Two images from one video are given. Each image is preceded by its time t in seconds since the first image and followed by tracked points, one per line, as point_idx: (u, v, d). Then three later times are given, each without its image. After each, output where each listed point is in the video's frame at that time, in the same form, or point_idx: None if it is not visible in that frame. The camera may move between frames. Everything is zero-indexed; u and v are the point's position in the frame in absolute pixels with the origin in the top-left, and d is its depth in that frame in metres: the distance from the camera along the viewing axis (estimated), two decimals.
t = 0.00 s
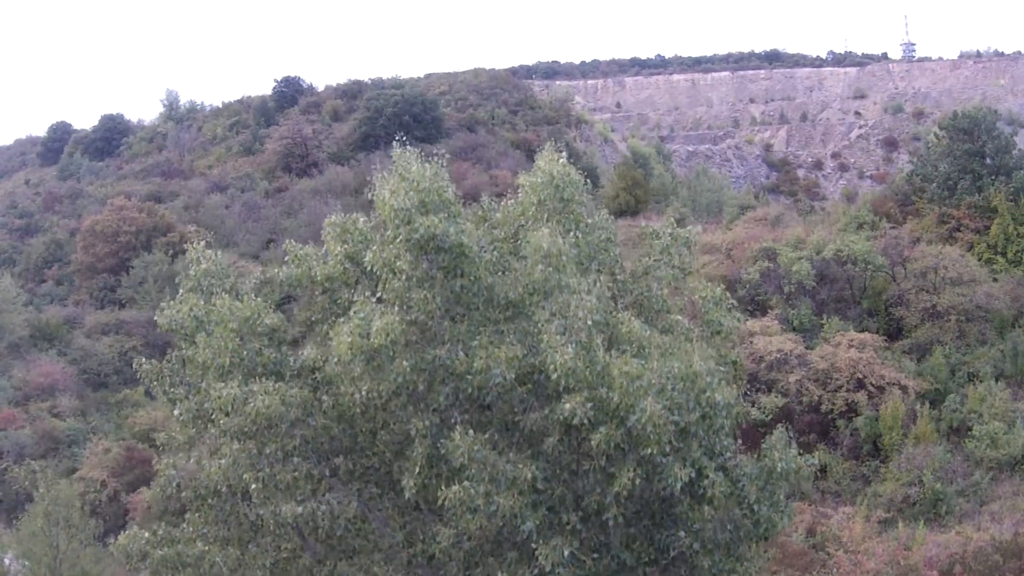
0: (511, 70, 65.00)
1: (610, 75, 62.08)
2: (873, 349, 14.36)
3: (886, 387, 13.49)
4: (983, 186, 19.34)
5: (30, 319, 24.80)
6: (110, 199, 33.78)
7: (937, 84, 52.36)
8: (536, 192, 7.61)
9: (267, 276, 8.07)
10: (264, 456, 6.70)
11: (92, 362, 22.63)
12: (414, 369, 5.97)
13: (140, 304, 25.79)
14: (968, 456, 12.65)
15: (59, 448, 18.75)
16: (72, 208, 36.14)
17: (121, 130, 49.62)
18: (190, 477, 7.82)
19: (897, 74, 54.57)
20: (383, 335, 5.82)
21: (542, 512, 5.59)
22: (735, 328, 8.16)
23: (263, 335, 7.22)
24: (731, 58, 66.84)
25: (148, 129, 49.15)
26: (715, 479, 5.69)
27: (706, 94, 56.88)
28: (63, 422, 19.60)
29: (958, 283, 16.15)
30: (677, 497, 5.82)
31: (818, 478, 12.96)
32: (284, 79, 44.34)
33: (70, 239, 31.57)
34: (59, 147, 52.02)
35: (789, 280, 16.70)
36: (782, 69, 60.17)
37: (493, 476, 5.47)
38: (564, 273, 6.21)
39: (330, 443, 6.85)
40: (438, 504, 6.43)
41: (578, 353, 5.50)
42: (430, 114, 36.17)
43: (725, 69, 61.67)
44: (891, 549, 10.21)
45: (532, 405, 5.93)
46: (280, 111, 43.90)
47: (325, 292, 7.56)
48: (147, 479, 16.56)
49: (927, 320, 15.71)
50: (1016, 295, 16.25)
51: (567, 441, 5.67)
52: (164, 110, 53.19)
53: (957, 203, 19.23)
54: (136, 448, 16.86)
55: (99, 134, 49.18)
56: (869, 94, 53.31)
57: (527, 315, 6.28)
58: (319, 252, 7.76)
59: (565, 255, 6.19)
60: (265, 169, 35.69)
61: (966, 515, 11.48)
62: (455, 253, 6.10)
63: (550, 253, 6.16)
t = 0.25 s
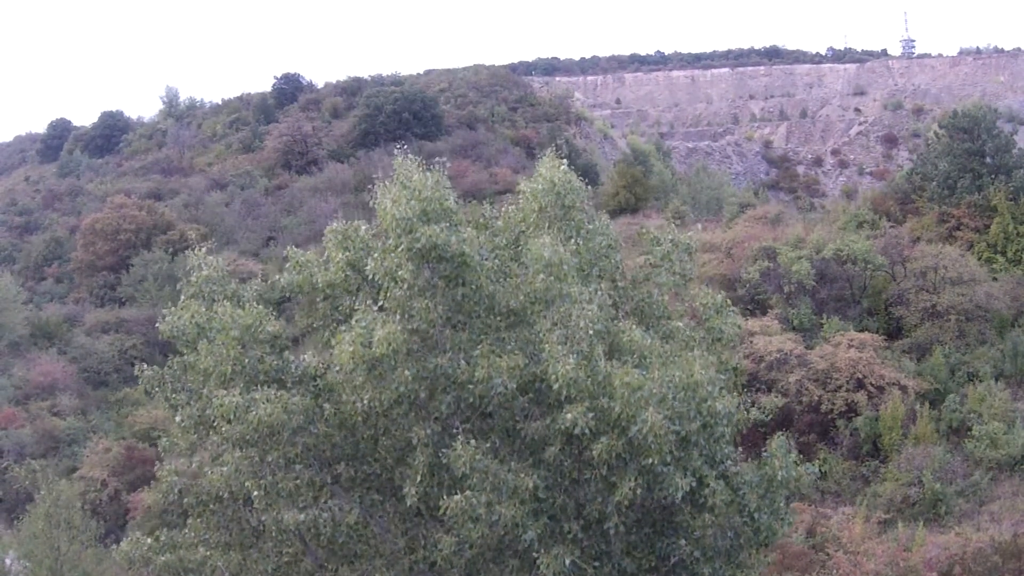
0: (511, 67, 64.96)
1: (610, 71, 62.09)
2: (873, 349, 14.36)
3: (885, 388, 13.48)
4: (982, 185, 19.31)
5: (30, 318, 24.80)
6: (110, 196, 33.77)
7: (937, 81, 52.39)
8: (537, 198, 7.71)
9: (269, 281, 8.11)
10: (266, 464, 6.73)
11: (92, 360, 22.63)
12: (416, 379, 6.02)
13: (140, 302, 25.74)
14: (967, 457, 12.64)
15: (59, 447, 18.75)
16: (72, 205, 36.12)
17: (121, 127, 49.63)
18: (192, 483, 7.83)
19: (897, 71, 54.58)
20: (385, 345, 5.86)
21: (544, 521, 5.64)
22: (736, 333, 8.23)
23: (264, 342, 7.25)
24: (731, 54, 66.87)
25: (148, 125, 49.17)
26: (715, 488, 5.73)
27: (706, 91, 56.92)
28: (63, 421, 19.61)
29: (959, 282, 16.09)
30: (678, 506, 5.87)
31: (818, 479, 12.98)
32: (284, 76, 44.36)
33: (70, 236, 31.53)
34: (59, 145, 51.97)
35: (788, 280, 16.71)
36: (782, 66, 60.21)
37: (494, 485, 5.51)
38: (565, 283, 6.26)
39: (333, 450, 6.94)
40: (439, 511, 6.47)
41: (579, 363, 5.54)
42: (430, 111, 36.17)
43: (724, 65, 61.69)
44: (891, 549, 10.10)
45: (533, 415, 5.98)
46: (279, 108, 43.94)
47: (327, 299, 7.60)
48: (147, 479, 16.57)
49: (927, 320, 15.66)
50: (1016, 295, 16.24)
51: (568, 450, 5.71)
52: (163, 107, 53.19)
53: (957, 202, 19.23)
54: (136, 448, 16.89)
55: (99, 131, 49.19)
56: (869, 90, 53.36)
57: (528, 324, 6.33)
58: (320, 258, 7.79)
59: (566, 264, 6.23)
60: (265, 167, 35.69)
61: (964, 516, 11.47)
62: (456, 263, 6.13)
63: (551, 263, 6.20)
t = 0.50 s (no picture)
0: (511, 62, 64.92)
1: (610, 66, 62.06)
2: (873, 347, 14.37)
3: (886, 385, 13.49)
4: (983, 183, 19.22)
5: (30, 315, 24.75)
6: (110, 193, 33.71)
7: (937, 76, 52.38)
8: (537, 201, 7.77)
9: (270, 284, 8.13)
10: (268, 469, 6.75)
11: (92, 357, 22.57)
12: (418, 385, 6.06)
13: (139, 299, 25.66)
14: (966, 455, 12.60)
15: (60, 445, 18.74)
16: (72, 201, 36.05)
17: (121, 122, 49.59)
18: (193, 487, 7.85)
19: (897, 66, 54.55)
20: (387, 351, 5.89)
21: (545, 528, 5.68)
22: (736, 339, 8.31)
23: (265, 346, 7.25)
24: (731, 49, 66.83)
25: (148, 121, 49.13)
26: (716, 494, 5.73)
27: (705, 86, 56.92)
28: (64, 418, 19.59)
29: (959, 280, 16.08)
30: (678, 512, 5.88)
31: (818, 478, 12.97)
32: (284, 72, 44.35)
33: (70, 233, 31.43)
34: (59, 140, 51.93)
35: (788, 278, 16.68)
36: (782, 60, 60.18)
37: (496, 491, 5.54)
38: (567, 288, 6.28)
39: (335, 455, 7.02)
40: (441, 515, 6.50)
41: (580, 370, 5.56)
42: (429, 106, 36.37)
43: (724, 60, 61.67)
44: (890, 549, 10.10)
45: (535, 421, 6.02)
46: (279, 103, 43.94)
47: (328, 303, 7.63)
48: (147, 477, 16.56)
49: (927, 318, 15.63)
50: (1016, 293, 16.22)
51: (569, 456, 5.75)
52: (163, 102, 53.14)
53: (957, 199, 19.16)
54: (137, 446, 16.89)
55: (99, 126, 49.15)
56: (869, 86, 53.34)
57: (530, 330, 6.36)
58: (321, 261, 7.80)
59: (568, 270, 6.25)
60: (265, 163, 35.67)
61: (964, 514, 11.43)
62: (458, 269, 6.14)
63: (553, 269, 6.21)
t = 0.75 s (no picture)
0: (511, 54, 64.83)
1: (609, 59, 61.97)
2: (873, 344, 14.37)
3: (885, 382, 13.49)
4: (983, 178, 19.13)
5: (31, 309, 24.70)
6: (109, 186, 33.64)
7: (937, 69, 52.33)
8: (538, 203, 7.81)
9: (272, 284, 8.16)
10: (270, 471, 6.78)
11: (92, 351, 22.52)
12: (419, 389, 6.10)
13: (140, 293, 25.56)
14: (966, 453, 12.53)
15: (60, 440, 18.74)
16: (71, 194, 35.95)
17: (121, 115, 49.52)
18: (194, 487, 7.88)
19: (897, 58, 54.48)
20: (389, 355, 5.92)
21: (546, 532, 5.71)
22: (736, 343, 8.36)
23: (266, 349, 7.26)
24: (730, 42, 66.76)
25: (148, 113, 49.06)
26: (716, 497, 5.74)
27: (705, 78, 56.88)
28: (64, 414, 19.56)
29: (958, 277, 16.04)
30: (679, 515, 5.90)
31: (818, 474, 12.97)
32: (284, 65, 44.30)
33: (70, 226, 31.34)
34: (59, 133, 51.87)
35: (788, 274, 16.68)
36: (782, 53, 60.10)
37: (497, 496, 5.58)
38: (567, 292, 6.30)
39: (336, 457, 7.02)
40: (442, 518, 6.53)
41: (581, 375, 5.59)
42: (429, 100, 36.59)
43: (724, 52, 61.57)
44: (889, 546, 10.21)
45: (535, 426, 6.05)
46: (279, 96, 43.91)
47: (329, 304, 7.66)
48: (148, 472, 16.56)
49: (927, 314, 15.61)
50: (1016, 289, 16.15)
51: (569, 460, 5.78)
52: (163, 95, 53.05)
53: (956, 195, 19.07)
54: (138, 441, 16.88)
55: (99, 119, 49.07)
56: (869, 79, 53.29)
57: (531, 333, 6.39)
58: (322, 263, 7.82)
59: (569, 274, 6.26)
60: (265, 156, 35.62)
61: (963, 512, 11.41)
62: (459, 273, 6.17)
63: (554, 273, 6.22)
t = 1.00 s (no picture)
0: (511, 47, 64.73)
1: (610, 51, 61.86)
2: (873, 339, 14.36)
3: (885, 377, 13.48)
4: (982, 174, 19.11)
5: (31, 304, 24.65)
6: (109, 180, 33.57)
7: (937, 62, 52.28)
8: (538, 204, 7.83)
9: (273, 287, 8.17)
10: (270, 474, 6.80)
11: (92, 346, 22.50)
12: (419, 392, 6.13)
13: (139, 287, 25.44)
14: (965, 449, 12.50)
15: (61, 435, 18.76)
16: (71, 188, 35.87)
17: (120, 109, 49.43)
18: (195, 487, 7.90)
19: (897, 52, 54.41)
20: (389, 358, 5.94)
21: (546, 534, 5.74)
22: (737, 344, 8.37)
23: (267, 350, 7.25)
24: (731, 34, 66.66)
25: (147, 107, 48.99)
26: (716, 500, 5.75)
27: (705, 71, 56.84)
28: (65, 409, 19.56)
29: (958, 272, 15.96)
30: (679, 517, 5.92)
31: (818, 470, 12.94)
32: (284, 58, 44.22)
33: (70, 220, 31.26)
34: (59, 127, 51.80)
35: (788, 269, 16.67)
36: (782, 46, 60.02)
37: (497, 499, 5.61)
38: (567, 295, 6.31)
39: (336, 459, 7.01)
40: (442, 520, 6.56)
41: (581, 378, 5.62)
42: (429, 93, 36.51)
43: (724, 45, 61.43)
44: (888, 544, 10.15)
45: (535, 428, 6.08)
46: (279, 89, 43.85)
47: (330, 305, 7.67)
48: (148, 467, 16.58)
49: (927, 310, 15.61)
50: (1015, 285, 16.14)
51: (570, 463, 5.82)
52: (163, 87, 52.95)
53: (956, 190, 19.02)
54: (138, 436, 16.90)
55: (98, 112, 48.98)
56: (869, 72, 53.24)
57: (532, 335, 6.39)
58: (322, 264, 7.81)
59: (569, 277, 6.27)
60: (265, 150, 35.57)
61: (962, 509, 11.39)
62: (459, 276, 6.19)
63: (554, 276, 6.22)
